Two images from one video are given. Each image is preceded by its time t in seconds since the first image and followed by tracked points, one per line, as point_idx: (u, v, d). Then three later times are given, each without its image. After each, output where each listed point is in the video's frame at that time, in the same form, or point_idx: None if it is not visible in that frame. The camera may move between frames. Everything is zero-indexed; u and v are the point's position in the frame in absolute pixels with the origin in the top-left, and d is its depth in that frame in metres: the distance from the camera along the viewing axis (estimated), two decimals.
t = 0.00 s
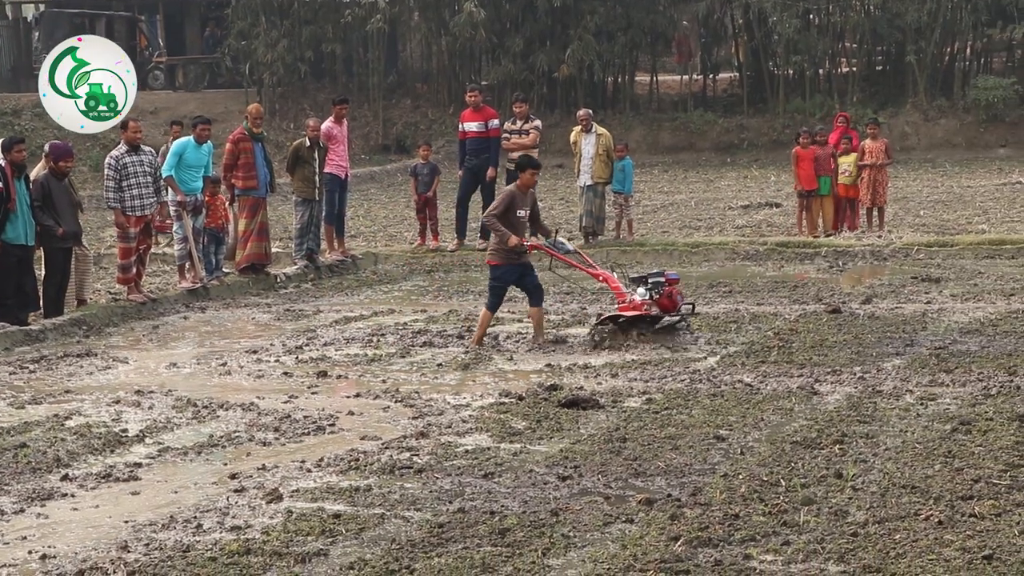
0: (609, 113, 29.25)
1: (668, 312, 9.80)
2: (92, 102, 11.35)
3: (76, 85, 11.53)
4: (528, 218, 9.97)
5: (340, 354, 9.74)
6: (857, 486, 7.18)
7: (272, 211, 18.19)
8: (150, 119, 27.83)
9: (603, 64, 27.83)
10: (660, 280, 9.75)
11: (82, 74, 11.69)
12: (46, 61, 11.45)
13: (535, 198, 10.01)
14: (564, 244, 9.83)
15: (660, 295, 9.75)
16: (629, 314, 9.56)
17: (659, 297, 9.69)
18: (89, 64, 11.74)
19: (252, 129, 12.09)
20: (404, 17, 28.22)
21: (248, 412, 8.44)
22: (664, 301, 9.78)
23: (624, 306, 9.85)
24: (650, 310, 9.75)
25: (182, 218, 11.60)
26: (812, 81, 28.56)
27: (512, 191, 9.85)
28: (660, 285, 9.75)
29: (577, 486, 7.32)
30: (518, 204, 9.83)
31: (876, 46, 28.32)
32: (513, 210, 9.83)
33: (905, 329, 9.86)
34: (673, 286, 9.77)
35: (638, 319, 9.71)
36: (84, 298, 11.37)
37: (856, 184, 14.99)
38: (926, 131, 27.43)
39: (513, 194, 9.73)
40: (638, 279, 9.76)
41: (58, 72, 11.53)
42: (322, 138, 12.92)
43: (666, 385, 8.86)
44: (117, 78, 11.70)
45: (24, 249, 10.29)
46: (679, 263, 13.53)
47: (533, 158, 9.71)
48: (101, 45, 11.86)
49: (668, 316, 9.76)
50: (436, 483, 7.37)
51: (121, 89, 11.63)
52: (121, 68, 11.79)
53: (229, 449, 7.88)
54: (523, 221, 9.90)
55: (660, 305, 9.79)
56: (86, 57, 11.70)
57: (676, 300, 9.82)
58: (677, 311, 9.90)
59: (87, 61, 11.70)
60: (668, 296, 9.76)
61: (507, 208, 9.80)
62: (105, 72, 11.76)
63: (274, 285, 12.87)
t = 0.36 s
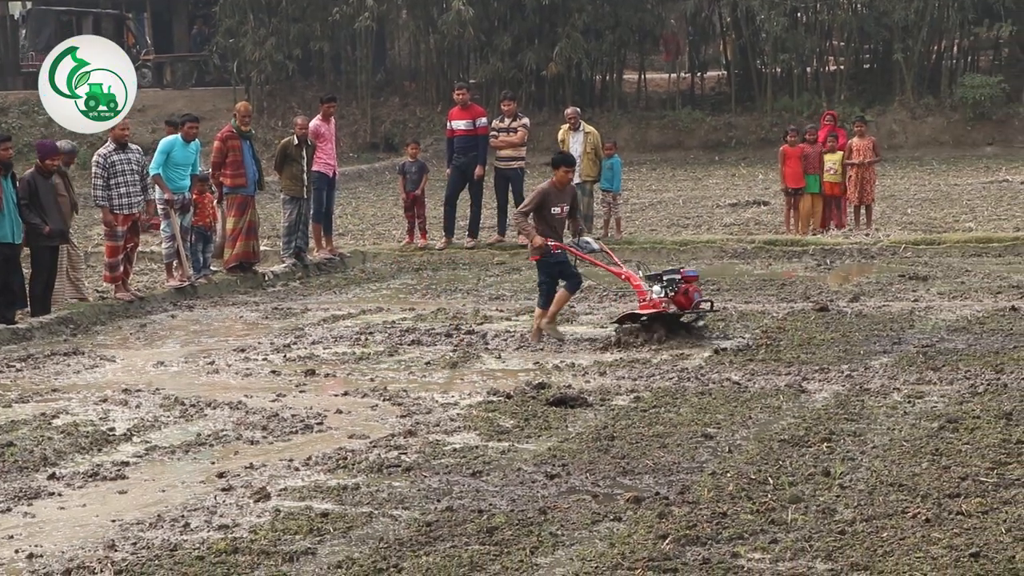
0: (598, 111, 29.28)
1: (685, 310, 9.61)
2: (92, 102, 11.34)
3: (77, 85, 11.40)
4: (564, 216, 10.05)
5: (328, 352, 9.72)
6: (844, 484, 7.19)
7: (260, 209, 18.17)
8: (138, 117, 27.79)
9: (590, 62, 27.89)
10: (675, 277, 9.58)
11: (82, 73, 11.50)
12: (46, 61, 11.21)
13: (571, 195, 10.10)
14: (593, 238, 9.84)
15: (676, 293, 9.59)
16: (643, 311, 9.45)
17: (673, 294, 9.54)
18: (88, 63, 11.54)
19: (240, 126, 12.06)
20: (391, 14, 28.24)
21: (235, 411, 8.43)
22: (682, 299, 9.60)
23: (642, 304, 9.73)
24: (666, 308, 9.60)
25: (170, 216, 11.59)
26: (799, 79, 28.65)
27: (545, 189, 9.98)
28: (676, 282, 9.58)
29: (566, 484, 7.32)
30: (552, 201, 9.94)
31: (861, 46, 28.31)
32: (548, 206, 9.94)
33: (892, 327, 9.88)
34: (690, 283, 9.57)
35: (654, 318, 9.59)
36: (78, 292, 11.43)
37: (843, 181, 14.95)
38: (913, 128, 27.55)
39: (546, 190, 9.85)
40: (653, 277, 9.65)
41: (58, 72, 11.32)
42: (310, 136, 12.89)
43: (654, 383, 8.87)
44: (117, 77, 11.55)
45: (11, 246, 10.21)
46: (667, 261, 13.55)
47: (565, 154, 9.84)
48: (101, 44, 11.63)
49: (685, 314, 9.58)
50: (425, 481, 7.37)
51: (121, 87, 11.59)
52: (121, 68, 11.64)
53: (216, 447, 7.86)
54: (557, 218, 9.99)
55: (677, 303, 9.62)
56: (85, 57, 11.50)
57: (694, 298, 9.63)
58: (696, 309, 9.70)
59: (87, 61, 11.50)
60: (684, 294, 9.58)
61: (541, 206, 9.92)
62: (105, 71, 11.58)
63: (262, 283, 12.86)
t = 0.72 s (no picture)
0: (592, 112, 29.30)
1: (706, 307, 9.57)
2: (92, 102, 10.98)
3: (77, 85, 11.01)
4: (606, 216, 9.84)
5: (319, 349, 9.73)
6: (836, 480, 7.20)
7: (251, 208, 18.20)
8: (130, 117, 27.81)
9: (581, 60, 27.97)
10: (694, 274, 9.53)
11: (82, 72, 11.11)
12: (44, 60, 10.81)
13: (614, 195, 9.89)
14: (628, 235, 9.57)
15: (695, 291, 9.53)
16: (663, 312, 9.38)
17: (693, 292, 9.48)
18: (88, 63, 11.13)
19: (231, 123, 12.09)
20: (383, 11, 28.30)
21: (228, 407, 8.43)
22: (704, 296, 9.55)
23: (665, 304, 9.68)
24: (687, 306, 9.55)
25: (161, 213, 11.62)
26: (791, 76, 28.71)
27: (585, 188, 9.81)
28: (695, 279, 9.53)
29: (557, 480, 7.32)
30: (592, 200, 9.75)
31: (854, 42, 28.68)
32: (588, 205, 9.75)
33: (884, 323, 9.90)
34: (710, 280, 9.51)
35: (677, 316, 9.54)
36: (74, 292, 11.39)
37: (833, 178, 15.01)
38: (904, 127, 27.62)
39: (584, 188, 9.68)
40: (672, 275, 9.58)
41: (57, 72, 10.92)
42: (301, 133, 12.90)
43: (646, 379, 8.88)
44: (117, 77, 11.18)
45: (2, 244, 10.26)
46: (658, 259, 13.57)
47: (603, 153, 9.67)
48: (103, 44, 11.22)
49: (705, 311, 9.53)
50: (417, 478, 7.37)
51: (122, 87, 11.19)
52: (122, 67, 11.26)
53: (208, 444, 7.87)
54: (597, 217, 9.78)
55: (697, 301, 9.58)
56: (86, 57, 11.09)
57: (715, 295, 9.57)
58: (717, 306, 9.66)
59: (87, 60, 11.10)
60: (704, 291, 9.53)
61: (580, 204, 9.74)
62: (106, 71, 11.18)
63: (254, 280, 12.86)
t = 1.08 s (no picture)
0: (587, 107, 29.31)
1: (722, 306, 9.42)
2: (92, 103, 11.08)
3: (77, 85, 11.11)
4: (637, 212, 9.89)
5: (312, 346, 9.73)
6: (828, 476, 7.20)
7: (244, 203, 18.18)
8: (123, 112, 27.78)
9: (575, 55, 27.99)
10: (707, 274, 9.36)
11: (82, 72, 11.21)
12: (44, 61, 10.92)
13: (647, 191, 9.90)
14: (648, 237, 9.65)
15: (708, 291, 9.38)
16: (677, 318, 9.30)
17: (704, 293, 9.34)
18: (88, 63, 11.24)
19: (224, 119, 12.06)
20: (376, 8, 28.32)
21: (220, 404, 8.42)
22: (720, 296, 9.39)
23: (684, 303, 9.59)
24: (703, 306, 9.44)
25: (153, 210, 11.57)
26: (783, 72, 28.84)
27: (617, 184, 9.85)
28: (708, 278, 9.36)
29: (550, 477, 7.32)
30: (621, 197, 9.81)
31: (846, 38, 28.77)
32: (616, 202, 9.83)
33: (876, 319, 9.91)
34: (723, 279, 9.34)
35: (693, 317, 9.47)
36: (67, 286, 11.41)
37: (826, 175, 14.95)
38: (897, 122, 27.67)
39: (610, 188, 9.75)
40: (686, 275, 9.45)
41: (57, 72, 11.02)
42: (293, 129, 12.88)
43: (639, 375, 8.89)
44: (117, 77, 11.28)
45: None
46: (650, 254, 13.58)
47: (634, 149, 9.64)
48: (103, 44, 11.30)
49: (720, 312, 9.40)
50: (409, 475, 7.37)
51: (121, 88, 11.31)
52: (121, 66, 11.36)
53: (200, 441, 7.86)
54: (625, 215, 9.86)
55: (712, 300, 9.43)
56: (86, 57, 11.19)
57: (729, 293, 9.39)
58: (735, 303, 9.46)
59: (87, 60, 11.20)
60: (717, 291, 9.37)
61: (609, 201, 9.82)
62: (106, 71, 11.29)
63: (246, 276, 12.85)
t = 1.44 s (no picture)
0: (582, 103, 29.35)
1: (741, 306, 9.36)
2: (92, 102, 11.18)
3: (76, 85, 11.22)
4: (671, 211, 9.83)
5: (307, 342, 9.72)
6: (824, 472, 7.21)
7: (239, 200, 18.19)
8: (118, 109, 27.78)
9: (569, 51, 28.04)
10: (726, 272, 9.33)
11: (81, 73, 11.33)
12: (46, 60, 11.02)
13: (682, 190, 9.83)
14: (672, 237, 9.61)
15: (727, 290, 9.34)
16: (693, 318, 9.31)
17: (722, 292, 9.30)
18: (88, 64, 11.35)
19: (218, 116, 12.06)
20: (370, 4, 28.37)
21: (216, 401, 8.42)
22: (740, 296, 9.33)
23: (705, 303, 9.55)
24: (722, 306, 9.41)
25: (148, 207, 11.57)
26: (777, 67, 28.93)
27: (651, 181, 9.81)
28: (727, 277, 9.33)
29: (545, 473, 7.32)
30: (654, 194, 9.77)
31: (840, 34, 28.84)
32: (649, 199, 9.79)
33: (871, 315, 9.91)
34: (742, 279, 9.30)
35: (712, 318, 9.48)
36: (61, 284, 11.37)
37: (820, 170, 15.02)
38: (892, 117, 27.76)
39: (644, 186, 9.72)
40: (705, 273, 9.42)
41: (58, 71, 11.12)
42: (288, 126, 12.88)
43: (634, 371, 8.89)
44: (116, 77, 11.41)
45: None
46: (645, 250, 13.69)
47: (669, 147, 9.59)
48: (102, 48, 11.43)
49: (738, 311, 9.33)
50: (404, 471, 7.38)
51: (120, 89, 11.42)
52: (119, 67, 11.49)
53: (196, 438, 7.86)
54: (658, 213, 9.82)
55: (731, 300, 9.38)
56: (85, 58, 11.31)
57: (749, 293, 9.33)
58: (755, 303, 9.39)
59: (87, 61, 11.32)
60: (735, 290, 9.32)
61: (643, 198, 9.79)
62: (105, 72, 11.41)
63: (241, 274, 12.86)
